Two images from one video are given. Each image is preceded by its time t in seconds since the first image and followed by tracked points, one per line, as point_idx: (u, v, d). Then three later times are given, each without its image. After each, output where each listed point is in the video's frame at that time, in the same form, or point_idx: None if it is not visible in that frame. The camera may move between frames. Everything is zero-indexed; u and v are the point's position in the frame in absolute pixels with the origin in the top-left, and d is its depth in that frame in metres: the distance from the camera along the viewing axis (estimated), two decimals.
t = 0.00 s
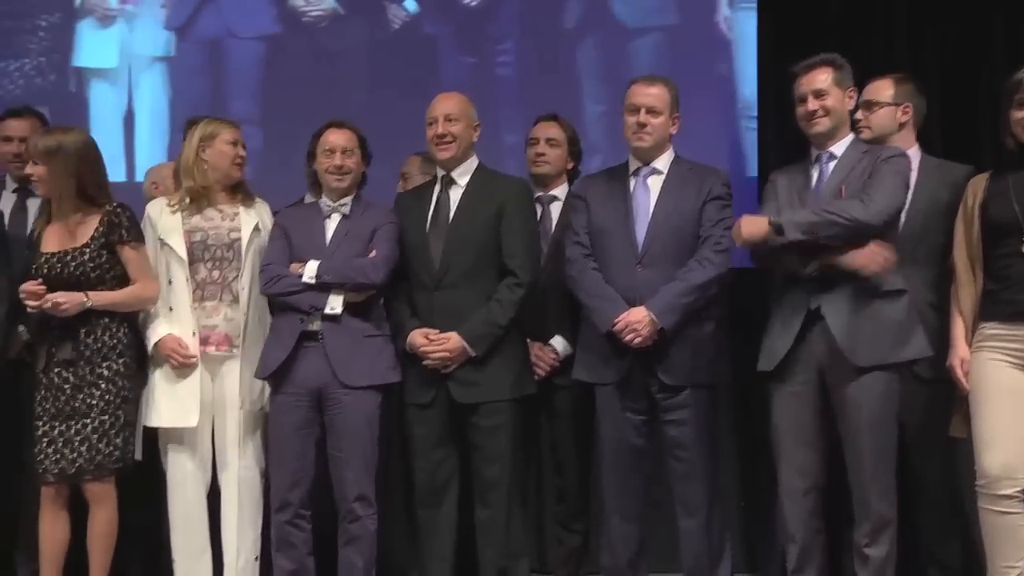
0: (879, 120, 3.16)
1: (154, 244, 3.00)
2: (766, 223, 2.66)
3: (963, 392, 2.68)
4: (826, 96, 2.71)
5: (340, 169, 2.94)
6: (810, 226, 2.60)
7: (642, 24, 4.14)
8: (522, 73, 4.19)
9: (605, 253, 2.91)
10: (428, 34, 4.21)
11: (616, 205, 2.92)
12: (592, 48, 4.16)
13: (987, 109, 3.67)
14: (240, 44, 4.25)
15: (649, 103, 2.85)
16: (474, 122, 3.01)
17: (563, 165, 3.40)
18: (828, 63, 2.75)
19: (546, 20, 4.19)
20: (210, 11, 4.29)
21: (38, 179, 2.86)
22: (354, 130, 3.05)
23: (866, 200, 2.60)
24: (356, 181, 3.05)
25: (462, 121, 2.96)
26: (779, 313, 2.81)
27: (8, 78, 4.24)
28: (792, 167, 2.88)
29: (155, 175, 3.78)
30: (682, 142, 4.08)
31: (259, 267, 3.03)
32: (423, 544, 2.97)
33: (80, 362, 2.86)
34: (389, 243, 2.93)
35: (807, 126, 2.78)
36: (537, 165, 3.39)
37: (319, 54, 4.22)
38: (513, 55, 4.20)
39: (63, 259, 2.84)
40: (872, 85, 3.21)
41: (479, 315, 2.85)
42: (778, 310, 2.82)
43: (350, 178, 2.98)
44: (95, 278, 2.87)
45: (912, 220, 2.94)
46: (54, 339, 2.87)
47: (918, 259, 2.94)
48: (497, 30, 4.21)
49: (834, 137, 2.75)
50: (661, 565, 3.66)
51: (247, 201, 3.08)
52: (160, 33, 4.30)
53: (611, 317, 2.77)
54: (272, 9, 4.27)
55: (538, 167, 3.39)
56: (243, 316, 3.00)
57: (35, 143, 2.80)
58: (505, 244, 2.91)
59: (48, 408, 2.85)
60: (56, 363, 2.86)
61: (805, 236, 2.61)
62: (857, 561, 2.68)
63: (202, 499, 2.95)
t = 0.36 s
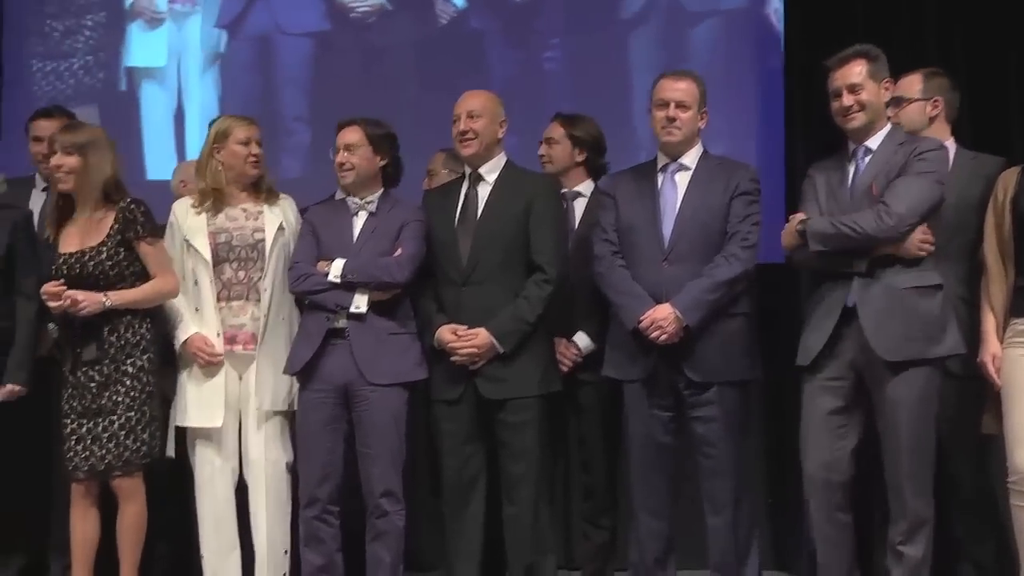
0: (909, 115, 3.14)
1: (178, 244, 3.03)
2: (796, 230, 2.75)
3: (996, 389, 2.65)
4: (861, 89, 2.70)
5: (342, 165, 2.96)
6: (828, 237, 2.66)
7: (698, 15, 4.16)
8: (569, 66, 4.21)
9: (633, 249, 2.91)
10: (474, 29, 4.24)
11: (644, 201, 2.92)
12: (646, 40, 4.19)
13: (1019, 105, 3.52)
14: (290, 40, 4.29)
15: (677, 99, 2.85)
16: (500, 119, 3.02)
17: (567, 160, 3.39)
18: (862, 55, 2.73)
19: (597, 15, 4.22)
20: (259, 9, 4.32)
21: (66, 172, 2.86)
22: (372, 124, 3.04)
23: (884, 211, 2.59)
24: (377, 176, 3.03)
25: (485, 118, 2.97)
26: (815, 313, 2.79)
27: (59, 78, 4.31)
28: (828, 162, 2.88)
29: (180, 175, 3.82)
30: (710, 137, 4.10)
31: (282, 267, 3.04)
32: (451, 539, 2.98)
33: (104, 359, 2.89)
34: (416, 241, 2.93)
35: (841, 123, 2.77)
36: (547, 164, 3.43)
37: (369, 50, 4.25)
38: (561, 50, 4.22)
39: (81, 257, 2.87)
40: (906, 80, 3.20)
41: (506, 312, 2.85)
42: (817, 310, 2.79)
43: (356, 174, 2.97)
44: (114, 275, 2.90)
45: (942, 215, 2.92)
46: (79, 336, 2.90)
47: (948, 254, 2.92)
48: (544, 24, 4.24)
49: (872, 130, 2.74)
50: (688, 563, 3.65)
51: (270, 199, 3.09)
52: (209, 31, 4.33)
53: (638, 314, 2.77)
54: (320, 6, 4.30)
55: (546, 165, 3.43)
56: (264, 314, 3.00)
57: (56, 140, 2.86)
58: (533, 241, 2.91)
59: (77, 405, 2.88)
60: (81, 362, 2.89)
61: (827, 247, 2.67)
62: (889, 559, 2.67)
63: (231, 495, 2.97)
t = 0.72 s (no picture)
0: (970, 100, 2.98)
1: (222, 241, 3.04)
2: (814, 223, 2.72)
3: None
4: (867, 88, 2.74)
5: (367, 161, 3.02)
6: (856, 229, 2.64)
7: (758, 4, 4.20)
8: (628, 56, 4.27)
9: (665, 242, 2.90)
10: (530, 19, 4.31)
11: (677, 194, 2.91)
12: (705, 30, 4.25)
13: None
14: (345, 32, 4.36)
15: (710, 91, 2.84)
16: (534, 112, 3.02)
17: (603, 152, 3.39)
18: (866, 57, 2.78)
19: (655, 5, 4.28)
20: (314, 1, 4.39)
21: (103, 164, 2.87)
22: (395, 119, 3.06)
23: (911, 201, 2.62)
24: (409, 169, 3.05)
25: (520, 111, 2.98)
26: (833, 304, 2.77)
27: (123, 71, 4.43)
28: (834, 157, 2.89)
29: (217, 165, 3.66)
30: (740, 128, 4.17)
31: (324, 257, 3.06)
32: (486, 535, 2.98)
33: (136, 353, 2.91)
34: (441, 234, 2.93)
35: (847, 122, 2.80)
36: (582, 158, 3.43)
37: (426, 41, 4.33)
38: (616, 41, 4.28)
39: (111, 250, 2.89)
40: (946, 67, 3.02)
41: (542, 304, 2.85)
42: (835, 302, 2.77)
43: (378, 169, 3.01)
44: (145, 268, 2.93)
45: (979, 207, 2.89)
46: (112, 331, 2.93)
47: (984, 247, 2.90)
48: (601, 15, 4.30)
49: (875, 129, 2.78)
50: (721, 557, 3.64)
51: (315, 197, 3.09)
52: (268, 23, 4.41)
53: (672, 307, 2.76)
54: None
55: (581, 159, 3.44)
56: (305, 313, 3.02)
57: (91, 132, 2.88)
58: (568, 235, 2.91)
59: (110, 399, 2.90)
60: (113, 355, 2.91)
61: (853, 238, 2.65)
62: (925, 554, 2.65)
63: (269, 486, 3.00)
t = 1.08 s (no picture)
0: (1011, 92, 2.94)
1: (249, 235, 3.07)
2: (837, 218, 2.68)
3: None
4: (884, 81, 2.72)
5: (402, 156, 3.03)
6: (879, 222, 2.62)
7: None
8: (678, 42, 4.23)
9: (693, 233, 2.89)
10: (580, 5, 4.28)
11: (705, 185, 2.90)
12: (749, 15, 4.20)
13: None
14: (392, 21, 4.40)
15: (738, 82, 2.83)
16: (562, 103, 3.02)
17: (648, 146, 3.39)
18: (883, 49, 2.75)
19: None
20: None
21: (143, 159, 2.90)
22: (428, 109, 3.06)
23: (935, 193, 2.61)
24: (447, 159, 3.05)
25: (543, 104, 2.97)
26: (857, 298, 2.76)
27: (176, 60, 4.53)
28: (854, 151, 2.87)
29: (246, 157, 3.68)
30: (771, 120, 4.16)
31: (351, 253, 3.06)
32: (514, 527, 2.99)
33: (162, 343, 2.94)
34: (465, 225, 2.92)
35: (865, 115, 2.78)
36: (628, 148, 3.40)
37: (476, 28, 4.34)
38: (667, 26, 4.24)
39: (144, 240, 2.92)
40: (983, 56, 2.97)
41: (572, 297, 2.86)
42: (858, 295, 2.76)
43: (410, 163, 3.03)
44: (175, 258, 2.94)
45: (1010, 198, 2.87)
46: (138, 321, 2.95)
47: (1016, 238, 2.87)
48: (651, 2, 4.27)
49: (893, 123, 2.76)
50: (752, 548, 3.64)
51: (340, 185, 3.10)
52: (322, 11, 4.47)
53: (700, 298, 2.76)
54: None
55: (628, 150, 3.40)
56: (330, 311, 3.03)
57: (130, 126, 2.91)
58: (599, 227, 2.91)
59: (135, 389, 2.93)
60: (140, 345, 2.94)
61: (876, 233, 2.63)
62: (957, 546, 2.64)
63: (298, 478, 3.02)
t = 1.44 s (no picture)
0: None
1: (285, 228, 3.08)
2: (877, 217, 2.66)
3: None
4: (920, 73, 2.69)
5: (444, 156, 3.01)
6: (919, 222, 2.60)
7: None
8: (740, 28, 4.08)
9: (728, 228, 2.88)
10: None
11: (739, 179, 2.88)
12: None
13: None
14: (455, 11, 4.36)
15: (773, 75, 2.81)
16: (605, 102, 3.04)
17: (689, 143, 3.39)
18: (917, 39, 2.73)
19: None
20: None
21: (192, 156, 2.97)
22: (466, 106, 3.05)
23: (975, 189, 2.58)
24: (481, 157, 3.06)
25: (603, 100, 3.00)
26: (903, 294, 2.73)
27: (237, 50, 4.58)
28: (891, 146, 2.83)
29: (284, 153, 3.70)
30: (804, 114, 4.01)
31: (378, 253, 3.04)
32: (549, 524, 2.99)
33: (204, 336, 2.97)
34: (502, 219, 2.92)
35: (901, 109, 2.75)
36: (669, 143, 3.39)
37: (539, 16, 4.26)
38: (729, 12, 4.10)
39: (189, 232, 2.97)
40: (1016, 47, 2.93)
41: (611, 291, 2.86)
42: (904, 293, 2.73)
43: (456, 162, 3.01)
44: (219, 252, 2.98)
45: None
46: (178, 315, 2.98)
47: None
48: None
49: (931, 115, 2.74)
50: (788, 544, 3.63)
51: (374, 180, 3.11)
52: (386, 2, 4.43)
53: (735, 293, 2.75)
54: None
55: (669, 145, 3.39)
56: (363, 309, 3.02)
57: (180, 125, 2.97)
58: (638, 223, 2.91)
59: (172, 382, 2.95)
60: (181, 337, 2.97)
61: (915, 233, 2.61)
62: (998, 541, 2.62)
63: (334, 473, 3.03)
